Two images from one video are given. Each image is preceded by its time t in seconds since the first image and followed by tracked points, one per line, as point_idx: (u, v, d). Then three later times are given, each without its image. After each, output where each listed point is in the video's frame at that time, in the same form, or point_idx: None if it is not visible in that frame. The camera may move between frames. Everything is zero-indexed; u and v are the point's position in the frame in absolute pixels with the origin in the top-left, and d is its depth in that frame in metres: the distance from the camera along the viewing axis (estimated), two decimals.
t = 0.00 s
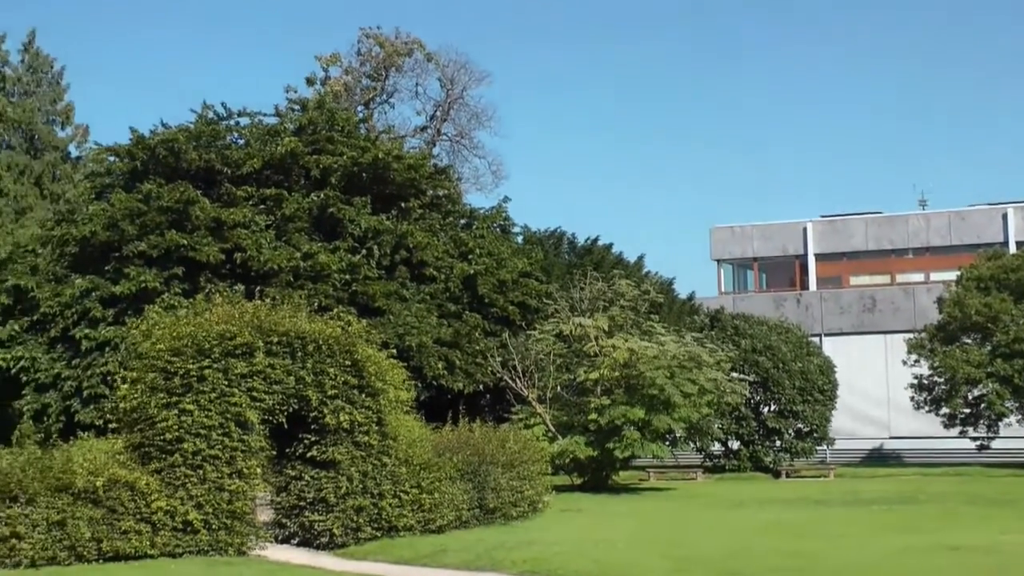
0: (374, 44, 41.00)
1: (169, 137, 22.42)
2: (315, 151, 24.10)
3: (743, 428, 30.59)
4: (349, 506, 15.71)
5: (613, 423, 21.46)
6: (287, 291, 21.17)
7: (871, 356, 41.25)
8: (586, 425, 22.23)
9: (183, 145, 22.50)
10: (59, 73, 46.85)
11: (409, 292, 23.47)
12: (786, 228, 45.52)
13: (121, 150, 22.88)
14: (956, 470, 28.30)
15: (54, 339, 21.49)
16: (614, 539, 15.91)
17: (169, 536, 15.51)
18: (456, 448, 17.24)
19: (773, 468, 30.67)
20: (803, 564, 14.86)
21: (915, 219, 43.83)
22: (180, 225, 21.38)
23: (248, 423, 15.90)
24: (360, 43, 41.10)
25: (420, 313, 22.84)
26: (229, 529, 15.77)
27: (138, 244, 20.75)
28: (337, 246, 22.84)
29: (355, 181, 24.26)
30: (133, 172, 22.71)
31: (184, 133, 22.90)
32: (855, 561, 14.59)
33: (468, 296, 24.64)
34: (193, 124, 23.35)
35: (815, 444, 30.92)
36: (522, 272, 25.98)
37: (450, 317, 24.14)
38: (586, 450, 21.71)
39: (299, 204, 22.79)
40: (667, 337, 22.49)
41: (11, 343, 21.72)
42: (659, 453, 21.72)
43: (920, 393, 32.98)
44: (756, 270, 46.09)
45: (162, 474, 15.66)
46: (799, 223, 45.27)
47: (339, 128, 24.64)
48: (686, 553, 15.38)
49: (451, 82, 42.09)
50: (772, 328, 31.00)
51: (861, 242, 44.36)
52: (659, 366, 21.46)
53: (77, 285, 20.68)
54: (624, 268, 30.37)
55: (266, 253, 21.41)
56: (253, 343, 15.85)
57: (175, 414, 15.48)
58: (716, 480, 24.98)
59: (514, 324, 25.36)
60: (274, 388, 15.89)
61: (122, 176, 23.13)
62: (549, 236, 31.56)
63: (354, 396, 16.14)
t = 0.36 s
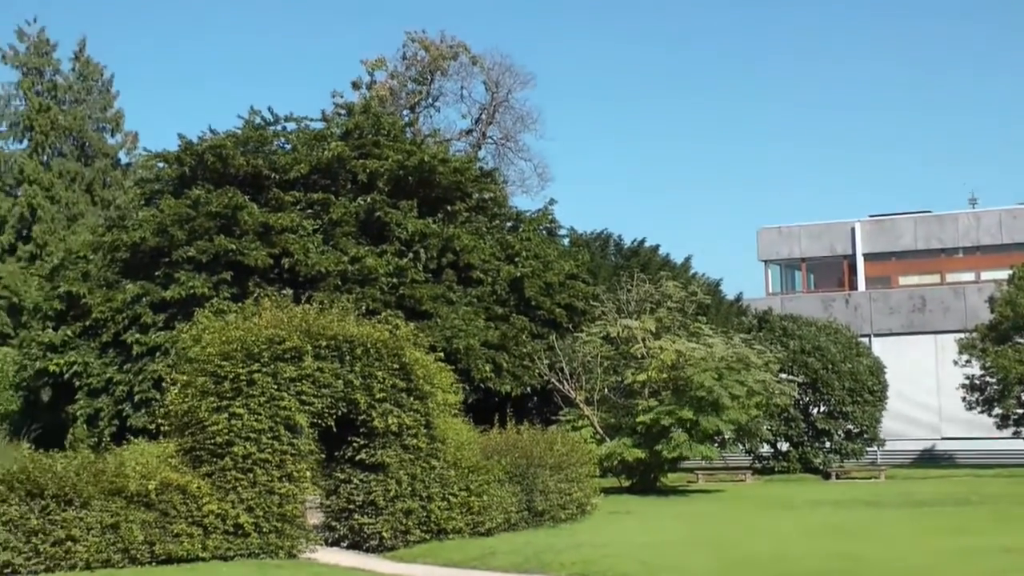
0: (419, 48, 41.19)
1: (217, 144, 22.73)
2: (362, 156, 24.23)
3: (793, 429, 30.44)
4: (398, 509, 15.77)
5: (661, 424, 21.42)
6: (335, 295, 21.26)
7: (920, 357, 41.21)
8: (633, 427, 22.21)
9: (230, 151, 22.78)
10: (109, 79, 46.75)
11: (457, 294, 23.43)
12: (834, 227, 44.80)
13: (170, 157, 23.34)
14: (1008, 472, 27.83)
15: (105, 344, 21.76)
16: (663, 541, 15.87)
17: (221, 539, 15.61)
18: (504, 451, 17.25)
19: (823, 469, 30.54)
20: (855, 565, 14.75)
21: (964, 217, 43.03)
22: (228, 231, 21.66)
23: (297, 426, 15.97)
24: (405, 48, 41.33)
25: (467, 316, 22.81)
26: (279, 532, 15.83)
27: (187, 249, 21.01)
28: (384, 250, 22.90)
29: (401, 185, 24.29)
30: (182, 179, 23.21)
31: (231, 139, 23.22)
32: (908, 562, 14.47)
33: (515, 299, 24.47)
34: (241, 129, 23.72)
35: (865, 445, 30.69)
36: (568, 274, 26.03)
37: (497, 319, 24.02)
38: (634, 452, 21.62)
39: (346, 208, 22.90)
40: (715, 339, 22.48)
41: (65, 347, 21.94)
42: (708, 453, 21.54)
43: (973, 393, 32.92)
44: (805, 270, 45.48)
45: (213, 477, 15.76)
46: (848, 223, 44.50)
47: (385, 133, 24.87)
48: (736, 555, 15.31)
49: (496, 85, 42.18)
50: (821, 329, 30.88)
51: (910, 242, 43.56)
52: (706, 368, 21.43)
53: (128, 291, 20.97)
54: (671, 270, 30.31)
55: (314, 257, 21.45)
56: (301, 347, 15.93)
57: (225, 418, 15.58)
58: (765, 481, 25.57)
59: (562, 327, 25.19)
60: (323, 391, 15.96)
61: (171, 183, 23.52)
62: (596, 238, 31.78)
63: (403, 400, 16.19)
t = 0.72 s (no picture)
0: (466, 51, 41.42)
1: (265, 147, 23.12)
2: (409, 158, 24.33)
3: (841, 433, 30.16)
4: (446, 511, 15.80)
5: (709, 427, 21.31)
6: (381, 297, 21.10)
7: (971, 359, 40.74)
8: (681, 429, 22.07)
9: (279, 155, 23.17)
10: (159, 82, 45.96)
11: (503, 297, 23.43)
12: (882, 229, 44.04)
13: (219, 160, 23.87)
14: None
15: (156, 347, 22.09)
16: (711, 544, 15.79)
17: (270, 540, 15.67)
18: (552, 453, 17.26)
19: (872, 473, 30.14)
20: (908, 569, 14.62)
21: (1016, 219, 42.17)
22: (276, 233, 21.67)
23: (346, 428, 16.02)
24: (453, 51, 41.64)
25: (514, 319, 22.90)
26: (328, 533, 15.86)
27: (236, 252, 21.26)
28: (432, 252, 22.94)
29: (448, 187, 24.47)
30: (231, 182, 23.71)
31: (280, 143, 23.62)
32: (962, 566, 14.32)
33: (562, 302, 24.74)
34: (290, 133, 24.25)
35: (915, 448, 30.48)
36: (615, 277, 26.05)
37: (544, 322, 24.26)
38: (682, 455, 21.51)
39: (393, 211, 23.01)
40: (763, 341, 22.40)
41: (116, 349, 22.40)
42: (755, 457, 21.46)
43: None
44: (853, 272, 44.70)
45: (262, 479, 15.86)
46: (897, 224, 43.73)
47: (432, 136, 25.01)
48: (785, 558, 15.20)
49: (543, 87, 42.24)
50: (870, 332, 30.76)
51: (960, 244, 42.72)
52: (755, 370, 21.28)
53: (179, 294, 21.33)
54: (718, 272, 30.31)
55: (361, 260, 21.42)
56: (350, 350, 16.00)
57: (274, 420, 15.68)
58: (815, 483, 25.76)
59: (608, 329, 25.41)
60: (371, 394, 16.00)
61: (221, 186, 24.17)
62: (642, 240, 31.70)
63: (450, 402, 16.21)
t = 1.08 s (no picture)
0: (512, 54, 41.55)
1: (313, 150, 23.45)
2: (456, 162, 24.66)
3: (891, 436, 30.19)
4: (494, 513, 15.82)
5: (758, 433, 21.24)
6: (429, 300, 21.35)
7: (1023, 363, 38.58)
8: (729, 433, 21.91)
9: (326, 158, 23.47)
10: (208, 87, 45.11)
11: (550, 299, 23.44)
12: (932, 230, 43.34)
13: (268, 163, 24.31)
14: None
15: (205, 348, 22.31)
16: (759, 548, 15.70)
17: (318, 542, 15.73)
18: (599, 456, 17.27)
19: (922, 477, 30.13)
20: (960, 573, 14.48)
21: None
22: (324, 236, 21.79)
23: (393, 431, 16.07)
24: (499, 54, 41.74)
25: (561, 321, 22.89)
26: (376, 535, 15.91)
27: (285, 255, 21.49)
28: (480, 255, 23.07)
29: (495, 190, 24.65)
30: (279, 185, 23.98)
31: (328, 146, 23.89)
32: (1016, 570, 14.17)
33: (609, 304, 24.55)
34: (337, 136, 24.42)
35: (966, 452, 30.18)
36: (663, 279, 25.95)
37: (591, 325, 24.11)
38: (730, 458, 21.43)
39: (440, 214, 23.20)
40: (811, 345, 22.60)
41: (165, 351, 22.42)
42: (804, 460, 21.24)
43: None
44: (902, 275, 43.87)
45: (311, 481, 15.91)
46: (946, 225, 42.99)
47: (479, 139, 25.18)
48: (835, 562, 15.09)
49: (590, 89, 42.25)
50: (920, 335, 30.50)
51: (1012, 245, 41.57)
52: (803, 373, 21.30)
53: (227, 296, 21.55)
54: (766, 275, 30.37)
55: (408, 263, 21.59)
56: (397, 352, 16.05)
57: (322, 422, 15.74)
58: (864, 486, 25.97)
59: (657, 331, 25.28)
60: (418, 396, 16.03)
61: (268, 189, 24.32)
62: (689, 243, 31.50)
63: (498, 404, 16.25)
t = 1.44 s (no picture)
0: (558, 56, 41.63)
1: (361, 153, 23.80)
2: (502, 163, 24.74)
3: (941, 438, 30.00)
4: (542, 515, 15.88)
5: (806, 435, 21.21)
6: (476, 302, 21.42)
7: None
8: (777, 434, 22.00)
9: (373, 161, 23.76)
10: (256, 90, 43.98)
11: (597, 301, 23.51)
12: (981, 230, 43.13)
13: (315, 166, 24.54)
14: None
15: (254, 351, 22.55)
16: (807, 549, 15.61)
17: (367, 542, 15.77)
18: (647, 458, 17.24)
19: (974, 479, 29.84)
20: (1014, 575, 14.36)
21: None
22: (371, 239, 22.31)
23: (441, 432, 16.09)
24: (544, 56, 41.86)
25: (607, 323, 22.93)
26: (424, 536, 15.93)
27: (332, 258, 21.85)
28: (526, 258, 23.15)
29: (541, 193, 24.59)
30: (327, 188, 24.34)
31: (375, 149, 24.13)
32: None
33: (655, 306, 24.42)
34: (384, 139, 24.60)
35: (1018, 455, 29.91)
36: (709, 280, 26.01)
37: (638, 326, 24.11)
38: (778, 460, 21.60)
39: (486, 216, 23.31)
40: (860, 346, 22.29)
41: (215, 354, 22.84)
42: (852, 462, 21.39)
43: None
44: (952, 275, 43.88)
45: (359, 483, 15.94)
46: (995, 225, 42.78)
47: (525, 141, 25.24)
48: (885, 563, 14.99)
49: (635, 90, 42.28)
50: (970, 336, 30.45)
51: None
52: (852, 375, 21.20)
53: (276, 298, 21.82)
54: (814, 275, 30.48)
55: (454, 265, 21.74)
56: (444, 354, 16.08)
57: (370, 424, 15.79)
58: (914, 489, 25.89)
59: (703, 333, 25.32)
60: (466, 398, 16.05)
61: (315, 193, 24.62)
62: (736, 244, 31.93)
63: (545, 406, 16.27)
